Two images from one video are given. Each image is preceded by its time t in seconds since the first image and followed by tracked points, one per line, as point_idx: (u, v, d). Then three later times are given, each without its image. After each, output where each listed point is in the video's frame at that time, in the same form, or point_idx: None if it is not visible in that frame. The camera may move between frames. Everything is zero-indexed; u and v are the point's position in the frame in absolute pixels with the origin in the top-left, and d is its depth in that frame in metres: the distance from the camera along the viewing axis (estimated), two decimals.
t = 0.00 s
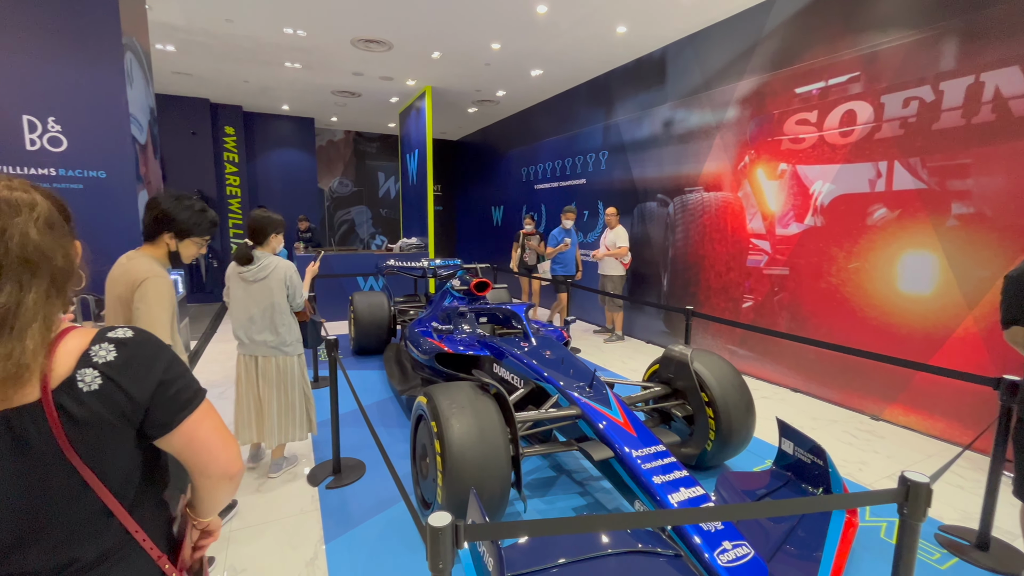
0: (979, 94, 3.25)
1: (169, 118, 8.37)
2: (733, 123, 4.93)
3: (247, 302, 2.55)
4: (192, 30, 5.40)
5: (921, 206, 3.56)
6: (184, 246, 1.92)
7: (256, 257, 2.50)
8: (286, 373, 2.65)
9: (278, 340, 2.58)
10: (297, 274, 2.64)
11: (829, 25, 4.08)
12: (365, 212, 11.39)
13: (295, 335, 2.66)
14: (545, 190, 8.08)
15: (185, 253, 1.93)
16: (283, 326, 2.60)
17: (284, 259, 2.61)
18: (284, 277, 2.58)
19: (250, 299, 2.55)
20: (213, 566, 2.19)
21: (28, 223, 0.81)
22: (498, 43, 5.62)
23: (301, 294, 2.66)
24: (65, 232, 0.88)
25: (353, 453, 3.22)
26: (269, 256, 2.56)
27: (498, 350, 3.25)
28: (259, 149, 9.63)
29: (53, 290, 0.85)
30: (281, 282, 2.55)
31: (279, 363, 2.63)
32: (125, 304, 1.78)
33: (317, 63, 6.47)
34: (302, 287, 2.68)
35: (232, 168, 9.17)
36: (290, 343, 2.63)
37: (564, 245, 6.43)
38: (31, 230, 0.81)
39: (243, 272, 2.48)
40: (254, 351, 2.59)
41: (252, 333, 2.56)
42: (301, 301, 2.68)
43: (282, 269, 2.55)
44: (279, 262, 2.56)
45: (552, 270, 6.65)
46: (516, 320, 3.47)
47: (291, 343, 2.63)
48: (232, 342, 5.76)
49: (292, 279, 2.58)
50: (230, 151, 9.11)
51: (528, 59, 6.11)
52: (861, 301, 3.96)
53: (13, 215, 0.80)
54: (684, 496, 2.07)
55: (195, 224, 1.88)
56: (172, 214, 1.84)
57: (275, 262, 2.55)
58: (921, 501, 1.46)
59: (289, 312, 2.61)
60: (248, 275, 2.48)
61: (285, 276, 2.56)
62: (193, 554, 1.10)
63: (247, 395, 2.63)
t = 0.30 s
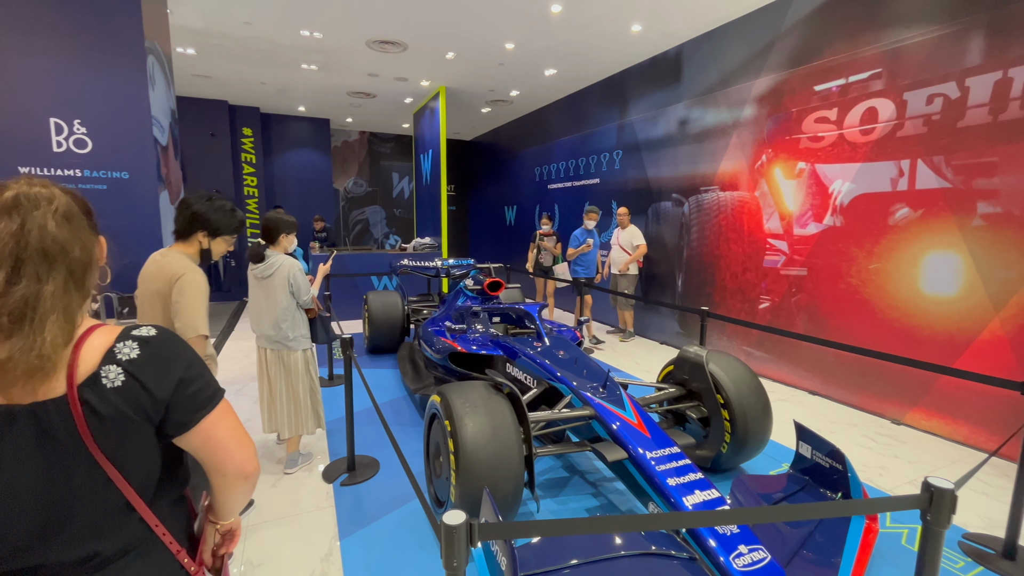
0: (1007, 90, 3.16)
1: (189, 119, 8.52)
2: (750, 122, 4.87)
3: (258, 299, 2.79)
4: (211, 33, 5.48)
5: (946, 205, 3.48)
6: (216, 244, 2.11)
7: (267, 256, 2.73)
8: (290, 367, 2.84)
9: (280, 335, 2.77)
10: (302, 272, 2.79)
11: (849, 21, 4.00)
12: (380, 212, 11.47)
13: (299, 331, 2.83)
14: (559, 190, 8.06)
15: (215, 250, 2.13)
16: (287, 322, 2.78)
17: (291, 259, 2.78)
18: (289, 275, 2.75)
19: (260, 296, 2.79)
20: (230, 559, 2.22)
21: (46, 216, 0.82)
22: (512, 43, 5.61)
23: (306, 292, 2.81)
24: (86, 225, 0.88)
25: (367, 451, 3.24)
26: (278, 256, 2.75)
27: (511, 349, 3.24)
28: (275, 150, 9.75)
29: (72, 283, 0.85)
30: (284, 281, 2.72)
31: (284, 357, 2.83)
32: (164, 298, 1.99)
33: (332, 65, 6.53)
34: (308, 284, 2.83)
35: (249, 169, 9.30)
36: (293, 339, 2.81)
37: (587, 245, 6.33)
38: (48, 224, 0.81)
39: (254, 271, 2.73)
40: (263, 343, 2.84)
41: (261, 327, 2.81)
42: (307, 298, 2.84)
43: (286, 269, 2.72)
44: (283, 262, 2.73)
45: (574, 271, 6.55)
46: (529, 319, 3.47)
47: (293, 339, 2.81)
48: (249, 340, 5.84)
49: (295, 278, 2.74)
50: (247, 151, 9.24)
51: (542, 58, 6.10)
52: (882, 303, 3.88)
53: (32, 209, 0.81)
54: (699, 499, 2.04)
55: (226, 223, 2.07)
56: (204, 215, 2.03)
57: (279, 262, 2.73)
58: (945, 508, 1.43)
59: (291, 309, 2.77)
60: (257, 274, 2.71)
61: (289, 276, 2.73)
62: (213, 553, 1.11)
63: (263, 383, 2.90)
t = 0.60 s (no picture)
0: None
1: (209, 121, 8.66)
2: (768, 120, 4.80)
3: (270, 291, 2.98)
4: (231, 36, 5.56)
5: (972, 205, 3.39)
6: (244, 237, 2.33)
7: (279, 251, 2.93)
8: (292, 358, 2.97)
9: (285, 327, 2.92)
10: (306, 267, 2.91)
11: (871, 16, 3.92)
12: (394, 212, 11.55)
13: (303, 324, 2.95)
14: (572, 190, 8.04)
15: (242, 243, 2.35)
16: (291, 314, 2.91)
17: (299, 255, 2.93)
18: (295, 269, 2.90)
19: (271, 289, 2.97)
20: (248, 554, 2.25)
21: (86, 222, 0.85)
22: (526, 43, 5.60)
23: (309, 287, 2.92)
24: (123, 235, 0.91)
25: (381, 449, 3.26)
26: (285, 251, 2.91)
27: (524, 349, 3.24)
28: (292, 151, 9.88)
29: (101, 287, 0.87)
30: (288, 275, 2.87)
31: (287, 347, 2.96)
32: (204, 291, 2.17)
33: (348, 66, 6.59)
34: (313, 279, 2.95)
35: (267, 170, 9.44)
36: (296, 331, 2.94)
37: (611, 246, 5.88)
38: (87, 230, 0.85)
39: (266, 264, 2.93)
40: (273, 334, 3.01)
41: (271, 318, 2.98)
42: (311, 292, 2.96)
43: (290, 263, 2.87)
44: (288, 257, 2.89)
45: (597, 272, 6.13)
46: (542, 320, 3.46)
47: (296, 331, 2.93)
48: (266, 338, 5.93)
49: (298, 273, 2.88)
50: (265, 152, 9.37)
51: (557, 58, 6.08)
52: (904, 305, 3.80)
53: (75, 215, 0.85)
54: (715, 502, 2.02)
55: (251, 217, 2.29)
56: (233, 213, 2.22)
57: (285, 257, 2.89)
58: (971, 514, 1.39)
59: (294, 303, 2.90)
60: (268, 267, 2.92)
61: (293, 270, 2.87)
62: (229, 548, 1.12)
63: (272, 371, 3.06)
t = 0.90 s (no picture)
0: None
1: (228, 123, 8.80)
2: (786, 118, 4.73)
3: (286, 288, 3.04)
4: (249, 39, 5.64)
5: (998, 204, 3.30)
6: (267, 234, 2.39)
7: (295, 249, 2.98)
8: (306, 352, 3.01)
9: (299, 322, 2.96)
10: (321, 263, 2.96)
11: (893, 12, 3.84)
12: (408, 212, 11.61)
13: (317, 319, 2.99)
14: (586, 189, 8.01)
15: (263, 239, 2.40)
16: (304, 310, 2.94)
17: (314, 252, 2.98)
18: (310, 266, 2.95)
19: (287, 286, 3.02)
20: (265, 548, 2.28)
21: (135, 227, 0.92)
22: (540, 42, 5.59)
23: (322, 282, 2.96)
24: (160, 238, 0.98)
25: (395, 446, 3.28)
26: (301, 248, 2.97)
27: (538, 349, 3.23)
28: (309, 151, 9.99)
29: (142, 288, 0.93)
30: (303, 271, 2.92)
31: (301, 342, 3.00)
32: (240, 288, 2.23)
33: (364, 67, 6.65)
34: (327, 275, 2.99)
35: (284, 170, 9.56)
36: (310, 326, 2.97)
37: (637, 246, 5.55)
38: (137, 234, 0.91)
39: (282, 261, 2.99)
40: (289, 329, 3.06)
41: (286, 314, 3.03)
42: (326, 288, 3.00)
43: (305, 260, 2.92)
44: (304, 254, 2.94)
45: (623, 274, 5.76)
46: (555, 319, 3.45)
47: (310, 326, 2.97)
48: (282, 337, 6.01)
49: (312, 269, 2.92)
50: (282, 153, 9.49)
51: (571, 57, 6.06)
52: (927, 306, 3.72)
53: (124, 220, 0.91)
54: (730, 504, 1.99)
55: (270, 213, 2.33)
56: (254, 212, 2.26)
57: (301, 254, 2.94)
58: (996, 521, 1.35)
59: (308, 298, 2.95)
60: (284, 263, 2.97)
61: (308, 266, 2.92)
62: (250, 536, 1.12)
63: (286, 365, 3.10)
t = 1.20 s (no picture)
0: None
1: (245, 124, 8.92)
2: (805, 116, 4.66)
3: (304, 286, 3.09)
4: (266, 41, 5.71)
5: None
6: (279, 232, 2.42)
7: (314, 249, 3.03)
8: (324, 349, 3.03)
9: (316, 319, 2.99)
10: (338, 262, 2.99)
11: (916, 7, 3.76)
12: (422, 212, 11.67)
13: (334, 317, 3.01)
14: (599, 189, 7.97)
15: (277, 238, 2.44)
16: (321, 308, 2.98)
17: (331, 251, 3.03)
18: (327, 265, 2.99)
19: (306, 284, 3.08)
20: (282, 542, 2.30)
21: (157, 223, 0.94)
22: (554, 41, 5.58)
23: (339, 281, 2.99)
24: (183, 234, 1.00)
25: (409, 444, 3.30)
26: (319, 248, 3.02)
27: (550, 348, 3.22)
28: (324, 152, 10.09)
29: (164, 281, 0.95)
30: (321, 270, 2.97)
31: (318, 339, 3.03)
32: (267, 281, 2.29)
33: (379, 68, 6.69)
34: (344, 274, 3.02)
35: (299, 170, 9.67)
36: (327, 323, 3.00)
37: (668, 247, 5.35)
38: (158, 229, 0.94)
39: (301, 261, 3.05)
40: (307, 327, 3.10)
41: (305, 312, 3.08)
42: (343, 287, 3.03)
43: (323, 258, 2.97)
44: (322, 253, 2.99)
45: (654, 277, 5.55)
46: (569, 319, 3.44)
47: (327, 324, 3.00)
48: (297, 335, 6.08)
49: (329, 268, 2.97)
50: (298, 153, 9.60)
51: (585, 56, 6.03)
52: (950, 308, 3.64)
53: (147, 214, 0.94)
54: (745, 506, 1.97)
55: (284, 210, 2.36)
56: (268, 211, 2.31)
57: (319, 253, 3.00)
58: (1020, 528, 1.32)
59: (325, 296, 2.98)
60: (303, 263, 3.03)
61: (325, 265, 2.97)
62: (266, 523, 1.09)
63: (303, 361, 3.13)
